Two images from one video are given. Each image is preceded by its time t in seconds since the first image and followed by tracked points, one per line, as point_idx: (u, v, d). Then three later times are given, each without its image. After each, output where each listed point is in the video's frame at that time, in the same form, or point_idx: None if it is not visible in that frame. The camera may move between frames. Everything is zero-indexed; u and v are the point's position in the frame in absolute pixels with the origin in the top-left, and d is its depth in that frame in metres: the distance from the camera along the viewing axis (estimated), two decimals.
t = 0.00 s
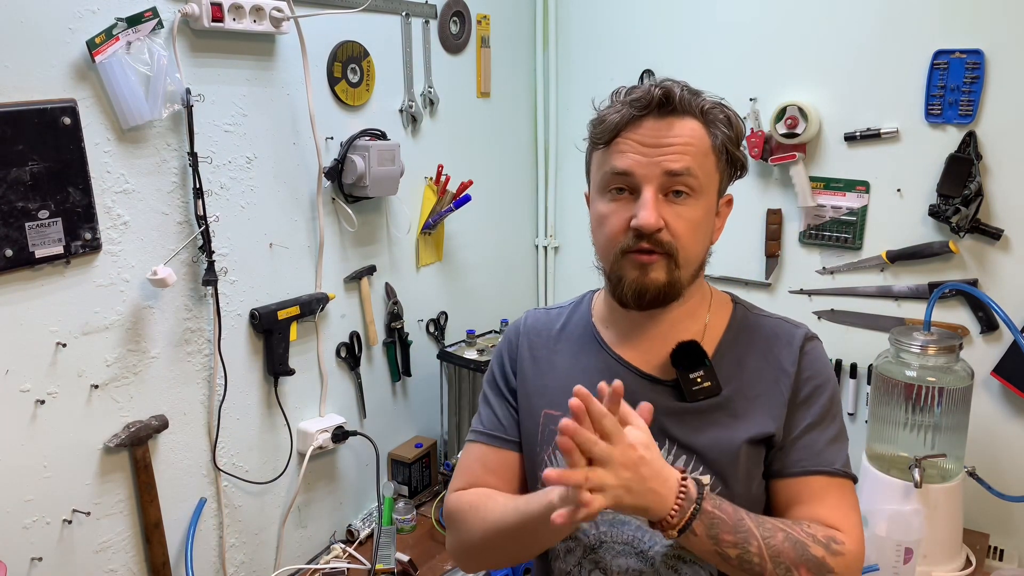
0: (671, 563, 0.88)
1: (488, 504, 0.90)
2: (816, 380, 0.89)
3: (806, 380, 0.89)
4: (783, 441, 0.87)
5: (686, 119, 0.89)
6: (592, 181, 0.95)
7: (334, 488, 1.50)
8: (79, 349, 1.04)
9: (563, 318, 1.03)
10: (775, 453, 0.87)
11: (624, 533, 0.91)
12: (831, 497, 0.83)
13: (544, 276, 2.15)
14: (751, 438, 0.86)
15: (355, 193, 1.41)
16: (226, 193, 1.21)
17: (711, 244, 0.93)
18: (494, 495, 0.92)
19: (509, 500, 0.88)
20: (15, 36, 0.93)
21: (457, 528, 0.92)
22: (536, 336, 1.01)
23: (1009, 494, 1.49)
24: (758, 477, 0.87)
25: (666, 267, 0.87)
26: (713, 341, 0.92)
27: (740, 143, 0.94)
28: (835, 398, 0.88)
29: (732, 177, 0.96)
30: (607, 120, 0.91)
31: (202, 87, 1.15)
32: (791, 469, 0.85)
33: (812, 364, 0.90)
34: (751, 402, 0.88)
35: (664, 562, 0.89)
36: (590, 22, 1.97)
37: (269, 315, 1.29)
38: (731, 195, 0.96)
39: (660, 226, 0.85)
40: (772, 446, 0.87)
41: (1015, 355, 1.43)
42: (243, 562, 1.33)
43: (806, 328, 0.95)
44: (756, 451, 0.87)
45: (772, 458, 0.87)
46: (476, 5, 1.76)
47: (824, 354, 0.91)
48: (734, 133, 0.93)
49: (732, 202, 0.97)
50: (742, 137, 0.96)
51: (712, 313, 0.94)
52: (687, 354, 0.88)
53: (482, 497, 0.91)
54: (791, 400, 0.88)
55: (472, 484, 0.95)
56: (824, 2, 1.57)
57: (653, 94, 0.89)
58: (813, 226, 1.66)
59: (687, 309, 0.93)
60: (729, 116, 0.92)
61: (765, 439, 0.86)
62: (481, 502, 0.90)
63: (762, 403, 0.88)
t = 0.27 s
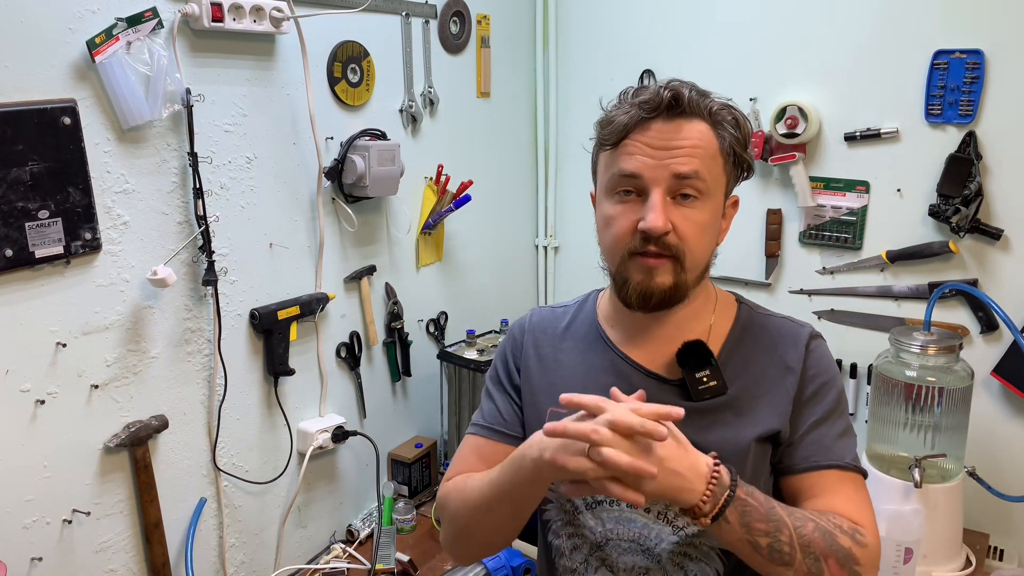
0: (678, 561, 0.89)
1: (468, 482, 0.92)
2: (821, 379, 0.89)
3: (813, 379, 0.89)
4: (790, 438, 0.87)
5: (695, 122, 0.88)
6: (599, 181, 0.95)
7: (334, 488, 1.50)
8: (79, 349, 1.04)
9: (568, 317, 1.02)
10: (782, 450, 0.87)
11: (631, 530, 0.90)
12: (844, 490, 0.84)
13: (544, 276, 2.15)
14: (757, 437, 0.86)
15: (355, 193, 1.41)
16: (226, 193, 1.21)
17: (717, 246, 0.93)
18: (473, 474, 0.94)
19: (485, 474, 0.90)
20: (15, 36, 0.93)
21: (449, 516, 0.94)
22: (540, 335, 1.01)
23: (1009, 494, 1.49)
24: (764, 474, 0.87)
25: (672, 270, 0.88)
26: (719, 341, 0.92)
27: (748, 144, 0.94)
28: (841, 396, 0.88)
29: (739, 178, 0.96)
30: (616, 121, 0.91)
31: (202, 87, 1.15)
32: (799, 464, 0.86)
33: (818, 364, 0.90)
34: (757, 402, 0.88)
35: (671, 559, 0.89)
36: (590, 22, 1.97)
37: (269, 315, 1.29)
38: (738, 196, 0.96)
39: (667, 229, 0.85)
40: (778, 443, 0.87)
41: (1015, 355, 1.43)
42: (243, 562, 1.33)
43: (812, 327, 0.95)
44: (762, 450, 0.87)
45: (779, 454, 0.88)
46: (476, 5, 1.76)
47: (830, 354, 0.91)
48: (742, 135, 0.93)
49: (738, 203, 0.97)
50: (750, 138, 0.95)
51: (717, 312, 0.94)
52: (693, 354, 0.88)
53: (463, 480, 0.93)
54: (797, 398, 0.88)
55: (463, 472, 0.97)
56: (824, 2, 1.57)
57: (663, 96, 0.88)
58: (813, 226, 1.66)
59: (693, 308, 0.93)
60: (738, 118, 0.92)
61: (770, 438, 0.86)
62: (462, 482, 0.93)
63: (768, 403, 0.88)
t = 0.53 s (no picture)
0: (678, 561, 0.89)
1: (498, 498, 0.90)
2: (823, 381, 0.88)
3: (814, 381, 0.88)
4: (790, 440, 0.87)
5: (702, 120, 0.88)
6: (605, 179, 0.95)
7: (334, 488, 1.50)
8: (79, 349, 1.04)
9: (571, 317, 1.02)
10: (782, 452, 0.87)
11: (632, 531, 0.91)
12: (841, 494, 0.83)
13: (544, 276, 2.15)
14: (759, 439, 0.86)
15: (355, 193, 1.41)
16: (226, 193, 1.21)
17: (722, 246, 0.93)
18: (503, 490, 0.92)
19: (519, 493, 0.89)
20: (15, 36, 0.93)
21: (468, 521, 0.92)
22: (544, 336, 1.01)
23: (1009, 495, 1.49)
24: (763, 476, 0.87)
25: (678, 270, 0.88)
26: (722, 342, 0.92)
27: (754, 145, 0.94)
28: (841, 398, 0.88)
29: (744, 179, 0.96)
30: (623, 119, 0.91)
31: (202, 87, 1.15)
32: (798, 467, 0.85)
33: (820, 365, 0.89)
34: (759, 403, 0.88)
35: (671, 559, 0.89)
36: (590, 22, 1.97)
37: (269, 315, 1.29)
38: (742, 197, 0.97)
39: (673, 228, 0.85)
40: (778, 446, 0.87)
41: (1015, 355, 1.43)
42: (243, 562, 1.33)
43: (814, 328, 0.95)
44: (763, 452, 0.87)
45: (778, 457, 0.88)
46: (476, 5, 1.76)
47: (833, 355, 0.91)
48: (748, 134, 0.93)
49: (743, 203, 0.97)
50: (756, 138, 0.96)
51: (720, 313, 0.94)
52: (695, 355, 0.89)
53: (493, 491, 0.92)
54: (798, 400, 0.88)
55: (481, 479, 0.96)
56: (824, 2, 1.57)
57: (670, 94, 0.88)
58: (813, 226, 1.66)
59: (696, 309, 0.93)
60: (744, 118, 0.92)
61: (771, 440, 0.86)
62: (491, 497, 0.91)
63: (770, 405, 0.88)
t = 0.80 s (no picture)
0: (678, 563, 0.89)
1: (499, 496, 0.91)
2: (823, 383, 0.88)
3: (814, 383, 0.88)
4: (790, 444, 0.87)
5: (709, 122, 0.87)
6: (608, 176, 0.94)
7: (334, 488, 1.50)
8: (79, 349, 1.04)
9: (572, 317, 1.02)
10: (782, 456, 0.87)
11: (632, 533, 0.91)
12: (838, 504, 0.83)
13: (544, 276, 2.15)
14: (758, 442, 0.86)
15: (355, 193, 1.41)
16: (226, 193, 1.21)
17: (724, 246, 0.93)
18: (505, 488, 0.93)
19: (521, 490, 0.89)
20: (15, 36, 0.93)
21: (471, 520, 0.93)
22: (545, 337, 1.01)
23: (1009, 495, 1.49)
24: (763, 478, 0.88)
25: (678, 270, 0.88)
26: (722, 343, 0.92)
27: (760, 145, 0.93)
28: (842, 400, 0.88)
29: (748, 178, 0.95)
30: (628, 118, 0.90)
31: (202, 87, 1.15)
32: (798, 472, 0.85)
33: (821, 367, 0.89)
34: (759, 406, 0.88)
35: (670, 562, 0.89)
36: (590, 22, 1.97)
37: (269, 315, 1.29)
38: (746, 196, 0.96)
39: (675, 230, 0.85)
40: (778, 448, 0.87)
41: (1015, 355, 1.43)
42: (243, 562, 1.33)
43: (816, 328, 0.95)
44: (763, 454, 0.87)
45: (779, 461, 0.87)
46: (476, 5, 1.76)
47: (834, 357, 0.91)
48: (754, 135, 0.92)
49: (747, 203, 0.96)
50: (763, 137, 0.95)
51: (722, 314, 0.94)
52: (695, 356, 0.88)
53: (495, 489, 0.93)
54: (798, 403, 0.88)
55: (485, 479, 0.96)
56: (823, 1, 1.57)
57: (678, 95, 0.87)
58: (813, 226, 1.66)
59: (697, 310, 0.93)
60: (751, 119, 0.91)
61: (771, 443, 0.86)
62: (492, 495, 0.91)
63: (769, 407, 0.87)
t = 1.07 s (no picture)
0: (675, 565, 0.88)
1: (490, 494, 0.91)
2: (825, 390, 0.88)
3: (815, 390, 0.88)
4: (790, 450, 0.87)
5: (735, 122, 0.89)
6: (628, 167, 0.94)
7: (334, 488, 1.50)
8: (79, 349, 1.04)
9: (574, 319, 1.02)
10: (782, 463, 0.87)
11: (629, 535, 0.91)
12: (831, 515, 0.83)
13: (544, 276, 2.15)
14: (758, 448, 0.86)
15: (355, 193, 1.41)
16: (226, 193, 1.21)
17: (733, 250, 0.92)
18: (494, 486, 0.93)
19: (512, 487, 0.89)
20: (14, 36, 0.93)
21: (466, 520, 0.93)
22: (547, 338, 1.01)
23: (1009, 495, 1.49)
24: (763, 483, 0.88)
25: (690, 263, 0.86)
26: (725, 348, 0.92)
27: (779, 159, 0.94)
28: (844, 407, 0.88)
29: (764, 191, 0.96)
30: (655, 111, 0.91)
31: (202, 87, 1.15)
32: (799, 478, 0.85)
33: (823, 375, 0.89)
34: (759, 412, 0.88)
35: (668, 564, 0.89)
36: (590, 22, 1.97)
37: (269, 315, 1.29)
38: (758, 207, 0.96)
39: (691, 220, 0.85)
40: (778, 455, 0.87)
41: (1015, 355, 1.43)
42: (244, 562, 1.33)
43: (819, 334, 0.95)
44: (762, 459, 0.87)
45: (778, 468, 0.88)
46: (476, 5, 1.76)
47: (837, 364, 0.90)
48: (775, 147, 0.93)
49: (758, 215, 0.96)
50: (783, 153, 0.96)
51: (724, 319, 0.94)
52: (698, 360, 0.88)
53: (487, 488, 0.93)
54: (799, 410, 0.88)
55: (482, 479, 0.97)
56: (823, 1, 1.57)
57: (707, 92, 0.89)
58: (813, 226, 1.66)
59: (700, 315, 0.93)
60: (774, 130, 0.92)
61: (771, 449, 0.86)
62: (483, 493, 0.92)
63: (769, 414, 0.87)
